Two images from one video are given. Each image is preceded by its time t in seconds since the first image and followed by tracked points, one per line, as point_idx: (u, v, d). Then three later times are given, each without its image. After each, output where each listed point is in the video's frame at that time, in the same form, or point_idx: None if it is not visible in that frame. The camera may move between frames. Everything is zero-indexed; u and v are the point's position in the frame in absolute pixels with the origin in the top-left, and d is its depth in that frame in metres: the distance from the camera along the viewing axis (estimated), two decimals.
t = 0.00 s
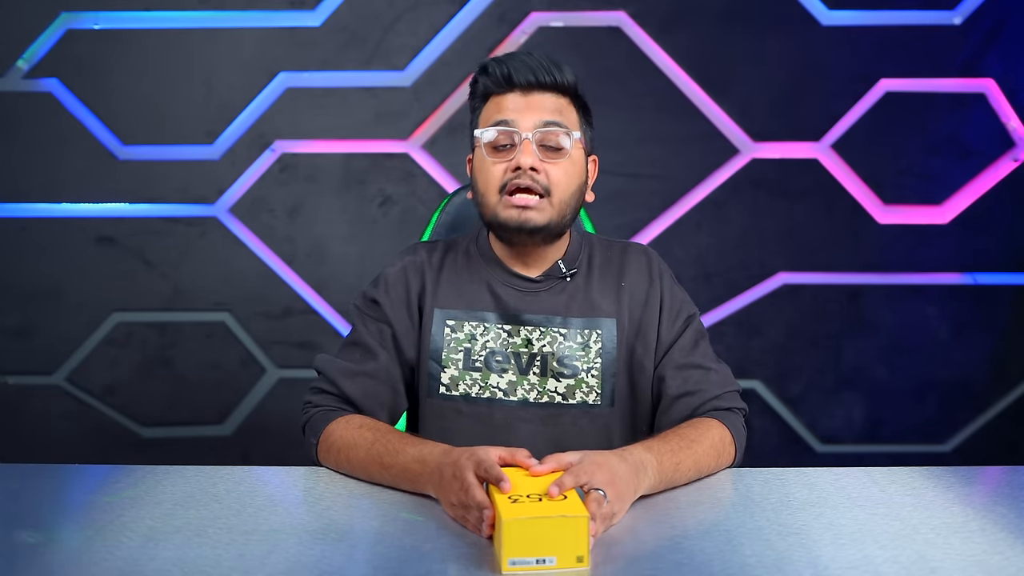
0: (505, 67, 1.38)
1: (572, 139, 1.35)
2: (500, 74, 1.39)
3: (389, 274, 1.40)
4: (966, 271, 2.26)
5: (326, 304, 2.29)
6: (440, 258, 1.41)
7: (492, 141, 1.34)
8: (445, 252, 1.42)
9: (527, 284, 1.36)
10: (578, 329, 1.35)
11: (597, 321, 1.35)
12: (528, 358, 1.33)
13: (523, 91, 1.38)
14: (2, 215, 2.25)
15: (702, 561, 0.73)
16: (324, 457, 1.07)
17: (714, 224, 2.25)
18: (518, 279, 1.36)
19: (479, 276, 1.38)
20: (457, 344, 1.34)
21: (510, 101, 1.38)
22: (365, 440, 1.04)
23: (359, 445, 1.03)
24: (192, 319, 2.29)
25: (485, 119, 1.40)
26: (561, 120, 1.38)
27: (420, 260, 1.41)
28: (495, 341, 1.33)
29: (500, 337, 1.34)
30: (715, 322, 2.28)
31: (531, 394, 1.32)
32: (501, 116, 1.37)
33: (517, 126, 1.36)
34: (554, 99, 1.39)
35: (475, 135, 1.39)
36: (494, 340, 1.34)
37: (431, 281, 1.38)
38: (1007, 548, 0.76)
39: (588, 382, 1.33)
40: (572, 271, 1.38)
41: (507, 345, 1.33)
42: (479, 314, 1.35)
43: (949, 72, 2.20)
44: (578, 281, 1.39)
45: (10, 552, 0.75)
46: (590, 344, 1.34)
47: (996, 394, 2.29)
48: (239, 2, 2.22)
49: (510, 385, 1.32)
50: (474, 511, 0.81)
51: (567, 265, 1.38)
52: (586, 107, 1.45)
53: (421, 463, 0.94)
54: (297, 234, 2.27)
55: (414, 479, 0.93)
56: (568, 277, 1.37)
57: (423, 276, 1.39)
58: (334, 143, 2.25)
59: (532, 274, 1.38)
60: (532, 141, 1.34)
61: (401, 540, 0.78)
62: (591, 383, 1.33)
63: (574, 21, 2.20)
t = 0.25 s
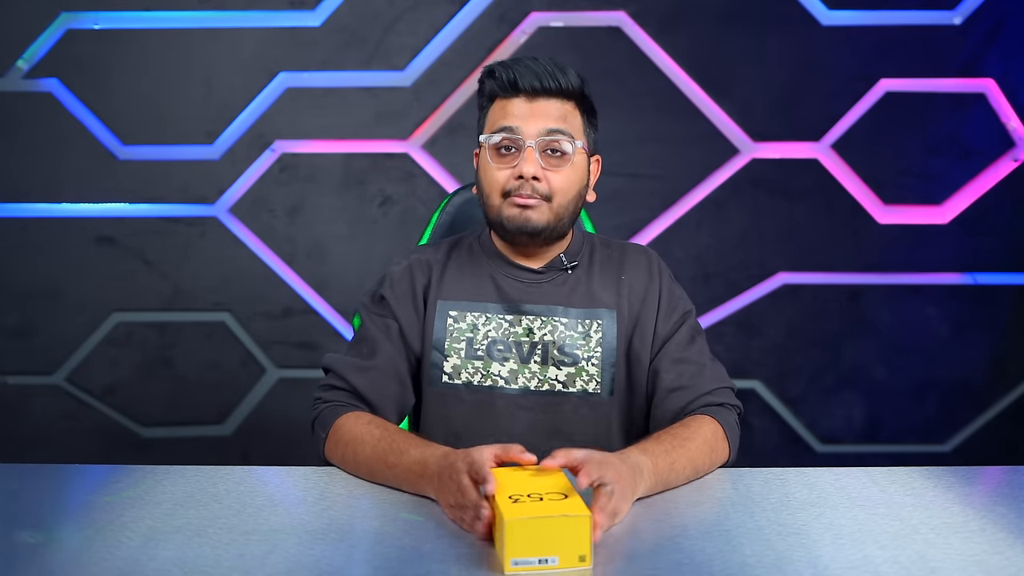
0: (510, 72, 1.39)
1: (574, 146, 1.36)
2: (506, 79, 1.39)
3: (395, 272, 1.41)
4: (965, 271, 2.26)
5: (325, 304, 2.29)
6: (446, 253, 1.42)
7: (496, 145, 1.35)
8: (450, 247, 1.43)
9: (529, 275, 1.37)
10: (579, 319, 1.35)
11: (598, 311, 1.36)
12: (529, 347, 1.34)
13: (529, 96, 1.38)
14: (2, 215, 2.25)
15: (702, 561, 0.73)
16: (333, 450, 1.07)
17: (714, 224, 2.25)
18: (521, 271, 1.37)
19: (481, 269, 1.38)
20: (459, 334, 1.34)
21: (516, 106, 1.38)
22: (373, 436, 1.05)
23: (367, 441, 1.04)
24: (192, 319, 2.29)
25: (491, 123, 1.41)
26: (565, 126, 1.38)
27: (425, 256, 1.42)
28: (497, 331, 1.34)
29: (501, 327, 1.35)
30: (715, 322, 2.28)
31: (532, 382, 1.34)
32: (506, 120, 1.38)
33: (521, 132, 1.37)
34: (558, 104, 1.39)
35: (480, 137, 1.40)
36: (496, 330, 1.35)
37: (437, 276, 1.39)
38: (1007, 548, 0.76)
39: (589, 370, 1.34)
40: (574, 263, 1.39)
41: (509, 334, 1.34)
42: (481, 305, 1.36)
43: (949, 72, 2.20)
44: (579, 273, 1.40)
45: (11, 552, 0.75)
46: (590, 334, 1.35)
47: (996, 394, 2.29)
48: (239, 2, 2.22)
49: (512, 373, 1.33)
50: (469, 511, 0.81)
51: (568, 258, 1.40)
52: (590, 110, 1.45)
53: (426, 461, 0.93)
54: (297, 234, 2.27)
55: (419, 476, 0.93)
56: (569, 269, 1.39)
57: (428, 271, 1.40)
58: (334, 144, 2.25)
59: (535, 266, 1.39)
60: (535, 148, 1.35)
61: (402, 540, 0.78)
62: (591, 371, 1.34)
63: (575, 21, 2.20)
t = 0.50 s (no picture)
0: (508, 70, 1.42)
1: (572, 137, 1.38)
2: (504, 77, 1.42)
3: (398, 273, 1.40)
4: (965, 271, 2.26)
5: (325, 304, 2.29)
6: (449, 254, 1.42)
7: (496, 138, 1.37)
8: (454, 248, 1.44)
9: (531, 275, 1.38)
10: (579, 317, 1.36)
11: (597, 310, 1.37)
12: (530, 344, 1.34)
13: (526, 93, 1.42)
14: (2, 215, 2.25)
15: (702, 561, 0.73)
16: (337, 431, 1.19)
17: (714, 224, 2.25)
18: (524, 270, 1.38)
19: (483, 269, 1.39)
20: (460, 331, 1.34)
21: (514, 102, 1.41)
22: (369, 409, 1.18)
23: (366, 416, 1.17)
24: (192, 319, 2.29)
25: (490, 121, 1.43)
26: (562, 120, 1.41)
27: (428, 257, 1.42)
28: (498, 328, 1.34)
29: (502, 325, 1.35)
30: (715, 322, 2.28)
31: (532, 378, 1.33)
32: (504, 116, 1.41)
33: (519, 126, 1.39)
34: (554, 100, 1.42)
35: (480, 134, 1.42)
36: (497, 328, 1.35)
37: (440, 276, 1.39)
38: (1007, 548, 0.76)
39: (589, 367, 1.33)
40: (574, 264, 1.40)
41: (510, 331, 1.34)
42: (483, 303, 1.36)
43: (949, 72, 2.20)
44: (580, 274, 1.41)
45: (11, 552, 0.75)
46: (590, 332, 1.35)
47: (996, 394, 2.29)
48: (239, 2, 2.22)
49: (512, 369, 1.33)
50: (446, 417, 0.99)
51: (569, 259, 1.41)
52: (587, 108, 1.47)
53: (413, 417, 1.08)
54: (297, 234, 2.27)
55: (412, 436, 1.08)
56: (570, 268, 1.40)
57: (431, 271, 1.40)
58: (334, 143, 2.24)
59: (537, 264, 1.41)
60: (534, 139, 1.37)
61: (402, 540, 0.78)
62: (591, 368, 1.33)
63: (575, 21, 2.20)
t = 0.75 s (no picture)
0: (507, 78, 1.42)
1: (572, 144, 1.38)
2: (504, 85, 1.42)
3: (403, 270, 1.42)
4: (965, 271, 2.26)
5: (325, 303, 2.29)
6: (453, 252, 1.44)
7: (498, 148, 1.38)
8: (457, 248, 1.45)
9: (533, 272, 1.40)
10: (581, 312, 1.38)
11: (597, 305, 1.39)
12: (532, 339, 1.36)
13: (526, 101, 1.42)
14: (2, 215, 2.25)
15: (703, 561, 0.73)
16: (336, 417, 1.23)
17: (714, 224, 2.25)
18: (525, 268, 1.40)
19: (486, 266, 1.41)
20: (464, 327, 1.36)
21: (514, 111, 1.41)
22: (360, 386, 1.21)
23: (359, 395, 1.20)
24: (192, 319, 2.29)
25: (491, 129, 1.44)
26: (562, 127, 1.41)
27: (432, 255, 1.44)
28: (501, 324, 1.37)
29: (505, 320, 1.37)
30: (715, 322, 2.28)
31: (536, 371, 1.34)
32: (505, 124, 1.41)
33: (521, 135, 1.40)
34: (554, 105, 1.42)
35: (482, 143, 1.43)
36: (499, 323, 1.37)
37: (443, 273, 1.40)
38: (1007, 548, 0.76)
39: (590, 362, 1.35)
40: (574, 261, 1.42)
41: (512, 326, 1.36)
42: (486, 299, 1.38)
43: (949, 72, 2.20)
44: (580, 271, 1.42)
45: (11, 552, 0.75)
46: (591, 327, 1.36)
47: (996, 394, 2.29)
48: (239, 2, 2.22)
49: (515, 363, 1.34)
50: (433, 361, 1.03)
51: (569, 257, 1.43)
52: (586, 110, 1.47)
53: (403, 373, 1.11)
54: (297, 234, 2.27)
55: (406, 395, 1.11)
56: (570, 266, 1.41)
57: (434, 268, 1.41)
58: (334, 144, 2.25)
59: (539, 262, 1.42)
60: (536, 148, 1.37)
61: (401, 540, 0.78)
62: (592, 362, 1.34)
63: (575, 21, 2.20)
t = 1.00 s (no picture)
0: (511, 87, 1.41)
1: (576, 151, 1.39)
2: (507, 94, 1.41)
3: (404, 271, 1.42)
4: (965, 271, 2.26)
5: (325, 303, 2.29)
6: (455, 253, 1.44)
7: (503, 158, 1.38)
8: (460, 248, 1.45)
9: (535, 273, 1.40)
10: (583, 312, 1.37)
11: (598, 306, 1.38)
12: (535, 339, 1.35)
13: (529, 109, 1.41)
14: (2, 215, 2.25)
15: (703, 561, 0.73)
16: (336, 418, 1.23)
17: (714, 224, 2.25)
18: (526, 270, 1.40)
19: (488, 266, 1.41)
20: (467, 327, 1.35)
21: (518, 120, 1.41)
22: (362, 393, 1.23)
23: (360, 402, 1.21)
24: (192, 319, 2.29)
25: (495, 137, 1.43)
26: (565, 135, 1.40)
27: (434, 256, 1.43)
28: (503, 324, 1.36)
29: (508, 320, 1.36)
30: (715, 322, 2.28)
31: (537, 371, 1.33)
32: (509, 133, 1.41)
33: (525, 144, 1.39)
34: (558, 114, 1.42)
35: (486, 151, 1.43)
36: (501, 323, 1.36)
37: (445, 274, 1.40)
38: (1007, 548, 0.76)
39: (591, 361, 1.34)
40: (576, 262, 1.42)
41: (515, 326, 1.36)
42: (488, 299, 1.37)
43: (949, 72, 2.20)
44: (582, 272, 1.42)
45: (11, 552, 0.75)
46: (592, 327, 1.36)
47: (996, 394, 2.29)
48: (238, 2, 2.22)
49: (518, 363, 1.34)
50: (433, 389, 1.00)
51: (571, 258, 1.43)
52: (588, 115, 1.47)
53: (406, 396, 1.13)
54: (297, 234, 2.27)
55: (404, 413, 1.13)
56: (572, 267, 1.41)
57: (436, 269, 1.41)
58: (334, 144, 2.25)
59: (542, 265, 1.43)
60: (541, 158, 1.38)
61: (401, 540, 0.78)
62: (593, 362, 1.34)
63: (574, 21, 2.20)
